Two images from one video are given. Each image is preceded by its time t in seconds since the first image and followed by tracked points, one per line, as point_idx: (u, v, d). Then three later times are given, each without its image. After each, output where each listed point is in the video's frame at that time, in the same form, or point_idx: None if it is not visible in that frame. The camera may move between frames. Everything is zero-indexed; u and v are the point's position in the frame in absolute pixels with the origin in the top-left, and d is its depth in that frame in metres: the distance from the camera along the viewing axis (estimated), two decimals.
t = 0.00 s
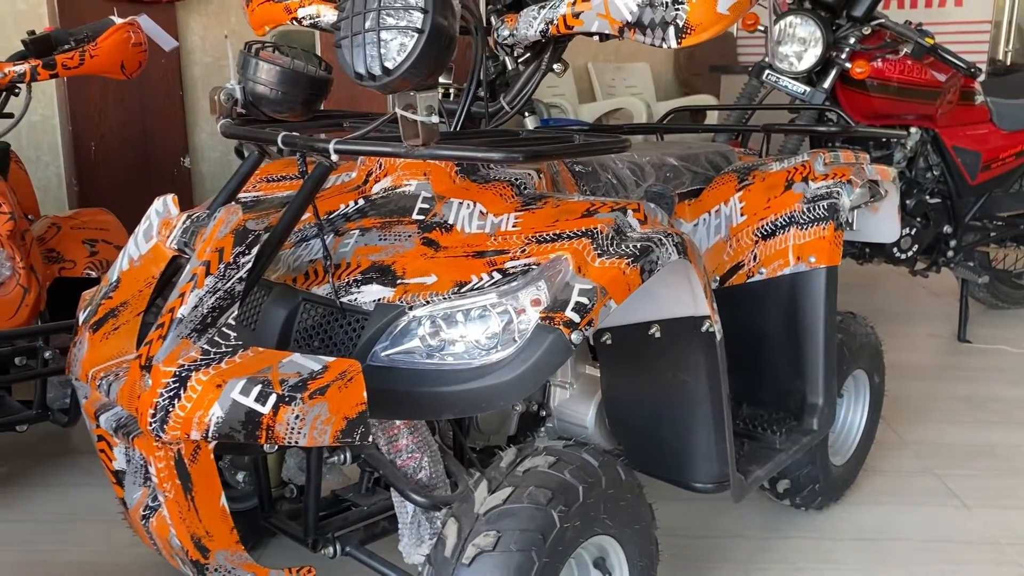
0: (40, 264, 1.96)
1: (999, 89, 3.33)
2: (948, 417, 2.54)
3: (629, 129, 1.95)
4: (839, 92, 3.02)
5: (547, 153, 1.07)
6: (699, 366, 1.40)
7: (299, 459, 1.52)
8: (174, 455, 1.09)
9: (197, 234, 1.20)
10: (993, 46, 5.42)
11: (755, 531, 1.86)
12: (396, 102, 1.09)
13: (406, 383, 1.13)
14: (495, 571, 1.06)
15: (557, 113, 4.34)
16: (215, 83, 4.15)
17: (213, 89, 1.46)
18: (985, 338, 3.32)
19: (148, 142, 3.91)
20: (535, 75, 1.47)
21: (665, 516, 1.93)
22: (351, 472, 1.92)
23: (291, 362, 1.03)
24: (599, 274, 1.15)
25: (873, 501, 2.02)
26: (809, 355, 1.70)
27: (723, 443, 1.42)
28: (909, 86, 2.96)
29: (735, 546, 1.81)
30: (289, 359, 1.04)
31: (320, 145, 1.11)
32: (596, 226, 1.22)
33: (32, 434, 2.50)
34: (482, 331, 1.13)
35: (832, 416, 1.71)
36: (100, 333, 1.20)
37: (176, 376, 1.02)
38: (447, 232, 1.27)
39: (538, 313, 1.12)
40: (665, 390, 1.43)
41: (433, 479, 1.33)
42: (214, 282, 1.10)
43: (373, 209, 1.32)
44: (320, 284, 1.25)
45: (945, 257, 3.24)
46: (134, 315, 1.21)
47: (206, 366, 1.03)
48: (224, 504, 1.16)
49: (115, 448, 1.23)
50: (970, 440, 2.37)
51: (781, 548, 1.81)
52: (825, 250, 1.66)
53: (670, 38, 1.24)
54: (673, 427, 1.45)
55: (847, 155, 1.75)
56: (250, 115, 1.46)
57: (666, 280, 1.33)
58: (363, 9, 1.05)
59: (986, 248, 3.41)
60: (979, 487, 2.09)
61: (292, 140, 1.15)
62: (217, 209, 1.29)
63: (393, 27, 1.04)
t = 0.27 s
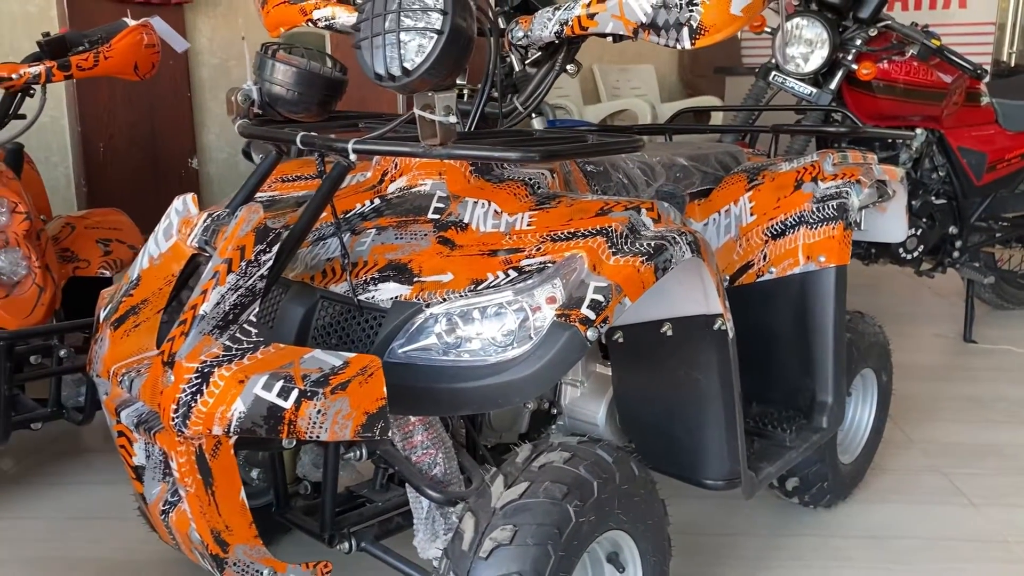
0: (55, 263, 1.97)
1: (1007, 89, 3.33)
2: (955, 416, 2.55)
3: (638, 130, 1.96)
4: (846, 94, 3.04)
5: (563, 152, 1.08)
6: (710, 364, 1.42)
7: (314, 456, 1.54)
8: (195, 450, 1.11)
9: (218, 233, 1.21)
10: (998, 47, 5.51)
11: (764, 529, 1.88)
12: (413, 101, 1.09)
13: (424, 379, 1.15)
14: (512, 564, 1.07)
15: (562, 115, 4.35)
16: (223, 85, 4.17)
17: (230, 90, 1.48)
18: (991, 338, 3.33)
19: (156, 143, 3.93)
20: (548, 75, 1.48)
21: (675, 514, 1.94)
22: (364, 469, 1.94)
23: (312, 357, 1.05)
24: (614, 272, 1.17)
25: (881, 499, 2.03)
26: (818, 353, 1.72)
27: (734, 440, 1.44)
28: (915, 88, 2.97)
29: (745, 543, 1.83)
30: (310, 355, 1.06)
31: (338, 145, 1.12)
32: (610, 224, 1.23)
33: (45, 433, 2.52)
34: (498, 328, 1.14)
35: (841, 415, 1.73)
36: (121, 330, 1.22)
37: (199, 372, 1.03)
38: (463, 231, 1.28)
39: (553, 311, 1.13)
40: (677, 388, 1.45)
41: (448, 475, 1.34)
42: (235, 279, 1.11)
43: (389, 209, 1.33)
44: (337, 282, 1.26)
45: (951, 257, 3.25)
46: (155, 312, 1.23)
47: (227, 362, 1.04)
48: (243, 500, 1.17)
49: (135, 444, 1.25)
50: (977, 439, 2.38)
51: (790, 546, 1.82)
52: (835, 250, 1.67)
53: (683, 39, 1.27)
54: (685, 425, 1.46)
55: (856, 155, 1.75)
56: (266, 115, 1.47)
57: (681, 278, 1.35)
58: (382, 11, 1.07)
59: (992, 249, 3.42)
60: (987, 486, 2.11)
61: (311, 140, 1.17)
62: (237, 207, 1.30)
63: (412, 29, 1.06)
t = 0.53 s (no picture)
0: (61, 264, 1.98)
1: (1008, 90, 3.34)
2: (958, 417, 2.55)
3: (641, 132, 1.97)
4: (848, 96, 3.04)
5: (569, 154, 1.09)
6: (714, 365, 1.41)
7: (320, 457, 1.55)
8: (202, 450, 1.11)
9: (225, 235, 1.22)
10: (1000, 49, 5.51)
11: (767, 530, 1.88)
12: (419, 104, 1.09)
13: (430, 380, 1.15)
14: (518, 565, 1.08)
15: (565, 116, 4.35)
16: (226, 86, 4.17)
17: (236, 92, 1.48)
18: (994, 340, 3.33)
19: (159, 144, 3.94)
20: (553, 77, 1.49)
21: (679, 515, 1.94)
22: (368, 470, 1.94)
23: (319, 359, 1.05)
24: (619, 274, 1.17)
25: (884, 500, 2.03)
26: (822, 354, 1.72)
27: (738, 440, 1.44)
28: (918, 90, 2.97)
29: (748, 544, 1.83)
30: (317, 356, 1.06)
31: (345, 147, 1.13)
32: (615, 226, 1.24)
33: (50, 433, 2.52)
34: (504, 329, 1.14)
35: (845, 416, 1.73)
36: (128, 332, 1.22)
37: (206, 373, 1.04)
38: (468, 232, 1.29)
39: (559, 312, 1.14)
40: (681, 389, 1.45)
41: (453, 476, 1.34)
42: (242, 281, 1.12)
43: (394, 211, 1.34)
44: (343, 284, 1.27)
45: (953, 259, 3.26)
46: (162, 314, 1.23)
47: (234, 363, 1.05)
48: (250, 500, 1.18)
49: (141, 445, 1.25)
50: (980, 441, 2.39)
51: (793, 547, 1.82)
52: (838, 252, 1.67)
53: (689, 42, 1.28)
54: (689, 426, 1.46)
55: (860, 157, 1.76)
56: (272, 117, 1.48)
57: (684, 279, 1.35)
58: (389, 14, 1.07)
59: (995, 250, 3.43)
60: (990, 487, 2.11)
61: (317, 142, 1.17)
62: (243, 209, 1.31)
63: (418, 32, 1.06)
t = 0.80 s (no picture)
0: (60, 265, 1.98)
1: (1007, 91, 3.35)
2: (958, 418, 2.55)
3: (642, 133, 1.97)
4: (847, 96, 3.05)
5: (571, 155, 1.09)
6: (715, 366, 1.41)
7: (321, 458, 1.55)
8: (204, 451, 1.11)
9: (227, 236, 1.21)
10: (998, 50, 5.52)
11: (768, 530, 1.88)
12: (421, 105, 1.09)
13: (433, 381, 1.15)
14: (520, 566, 1.07)
15: (564, 117, 4.35)
16: (225, 87, 4.17)
17: (236, 93, 1.47)
18: (993, 340, 3.34)
19: (158, 145, 3.93)
20: (554, 78, 1.49)
21: (680, 516, 1.94)
22: (369, 471, 1.94)
23: (321, 359, 1.05)
24: (621, 275, 1.17)
25: (885, 501, 2.03)
26: (823, 354, 1.72)
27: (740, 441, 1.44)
28: (917, 91, 2.97)
29: (749, 545, 1.83)
30: (319, 357, 1.06)
31: (347, 148, 1.12)
32: (618, 227, 1.24)
33: (49, 435, 2.52)
34: (506, 330, 1.14)
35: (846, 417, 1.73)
36: (129, 333, 1.22)
37: (208, 374, 1.04)
38: (470, 233, 1.28)
39: (561, 313, 1.13)
40: (683, 389, 1.45)
41: (454, 477, 1.34)
42: (244, 282, 1.12)
43: (396, 211, 1.33)
44: (344, 284, 1.27)
45: (952, 259, 3.26)
46: (163, 314, 1.23)
47: (236, 364, 1.05)
48: (252, 501, 1.17)
49: (142, 446, 1.25)
50: (980, 441, 2.39)
51: (794, 547, 1.82)
52: (839, 252, 1.67)
53: (691, 43, 1.28)
54: (691, 426, 1.46)
55: (861, 158, 1.76)
56: (273, 117, 1.47)
57: (684, 280, 1.35)
58: (391, 14, 1.07)
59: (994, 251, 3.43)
60: (990, 487, 2.11)
61: (319, 143, 1.17)
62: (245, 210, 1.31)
63: (420, 32, 1.06)
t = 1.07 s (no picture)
0: (55, 267, 1.98)
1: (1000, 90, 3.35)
2: (952, 416, 2.56)
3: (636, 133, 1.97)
4: (841, 95, 3.07)
5: (563, 156, 1.09)
6: (709, 366, 1.43)
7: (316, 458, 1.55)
8: (197, 453, 1.11)
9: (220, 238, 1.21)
10: (993, 48, 5.53)
11: (762, 529, 1.89)
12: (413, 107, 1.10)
13: (425, 382, 1.16)
14: (513, 565, 1.08)
15: (560, 117, 4.36)
16: (220, 87, 4.17)
17: (230, 94, 1.47)
18: (988, 338, 3.35)
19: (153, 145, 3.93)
20: (547, 78, 1.49)
21: (674, 514, 1.95)
22: (364, 471, 1.95)
23: (314, 361, 1.06)
24: (613, 275, 1.18)
25: (878, 499, 2.04)
26: (816, 353, 1.73)
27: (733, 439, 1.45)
28: (911, 90, 2.99)
29: (743, 543, 1.83)
30: (312, 358, 1.06)
31: (340, 149, 1.13)
32: (610, 227, 1.24)
33: (44, 436, 2.52)
34: (499, 331, 1.15)
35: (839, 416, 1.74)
36: (123, 334, 1.22)
37: (201, 376, 1.04)
38: (463, 234, 1.29)
39: (553, 313, 1.14)
40: (677, 389, 1.46)
41: (448, 477, 1.35)
42: (237, 283, 1.12)
43: (389, 212, 1.34)
44: (338, 286, 1.27)
45: (947, 258, 3.27)
46: (156, 316, 1.23)
47: (229, 366, 1.05)
48: (245, 502, 1.18)
49: (136, 448, 1.25)
50: (974, 439, 2.39)
51: (788, 546, 1.83)
52: (832, 252, 1.68)
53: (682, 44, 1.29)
54: (684, 426, 1.47)
55: (853, 157, 1.76)
56: (266, 118, 1.47)
57: (676, 280, 1.35)
58: (383, 17, 1.08)
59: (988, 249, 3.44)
60: (983, 485, 2.12)
61: (311, 144, 1.17)
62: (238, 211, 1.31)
63: (412, 34, 1.06)
